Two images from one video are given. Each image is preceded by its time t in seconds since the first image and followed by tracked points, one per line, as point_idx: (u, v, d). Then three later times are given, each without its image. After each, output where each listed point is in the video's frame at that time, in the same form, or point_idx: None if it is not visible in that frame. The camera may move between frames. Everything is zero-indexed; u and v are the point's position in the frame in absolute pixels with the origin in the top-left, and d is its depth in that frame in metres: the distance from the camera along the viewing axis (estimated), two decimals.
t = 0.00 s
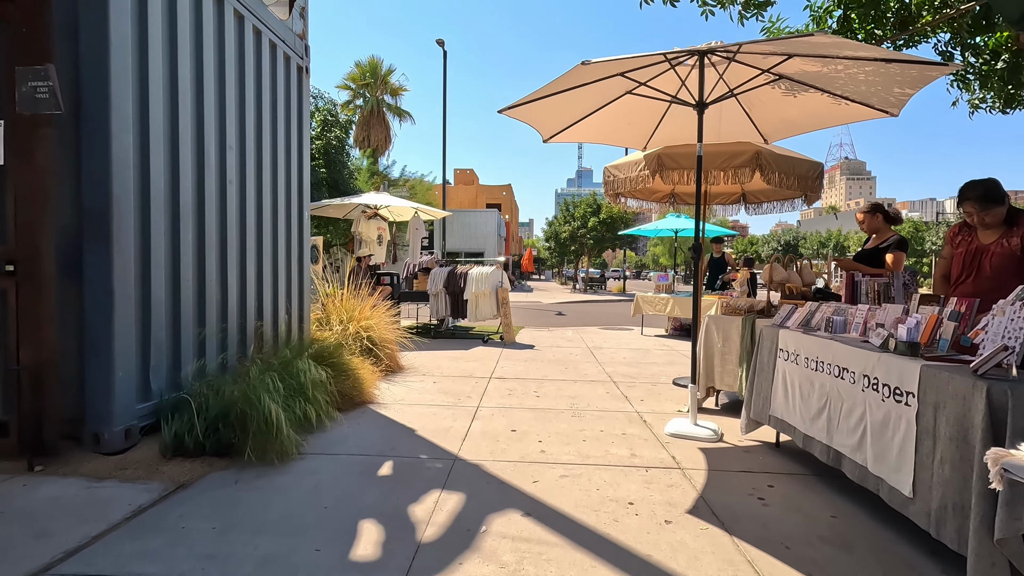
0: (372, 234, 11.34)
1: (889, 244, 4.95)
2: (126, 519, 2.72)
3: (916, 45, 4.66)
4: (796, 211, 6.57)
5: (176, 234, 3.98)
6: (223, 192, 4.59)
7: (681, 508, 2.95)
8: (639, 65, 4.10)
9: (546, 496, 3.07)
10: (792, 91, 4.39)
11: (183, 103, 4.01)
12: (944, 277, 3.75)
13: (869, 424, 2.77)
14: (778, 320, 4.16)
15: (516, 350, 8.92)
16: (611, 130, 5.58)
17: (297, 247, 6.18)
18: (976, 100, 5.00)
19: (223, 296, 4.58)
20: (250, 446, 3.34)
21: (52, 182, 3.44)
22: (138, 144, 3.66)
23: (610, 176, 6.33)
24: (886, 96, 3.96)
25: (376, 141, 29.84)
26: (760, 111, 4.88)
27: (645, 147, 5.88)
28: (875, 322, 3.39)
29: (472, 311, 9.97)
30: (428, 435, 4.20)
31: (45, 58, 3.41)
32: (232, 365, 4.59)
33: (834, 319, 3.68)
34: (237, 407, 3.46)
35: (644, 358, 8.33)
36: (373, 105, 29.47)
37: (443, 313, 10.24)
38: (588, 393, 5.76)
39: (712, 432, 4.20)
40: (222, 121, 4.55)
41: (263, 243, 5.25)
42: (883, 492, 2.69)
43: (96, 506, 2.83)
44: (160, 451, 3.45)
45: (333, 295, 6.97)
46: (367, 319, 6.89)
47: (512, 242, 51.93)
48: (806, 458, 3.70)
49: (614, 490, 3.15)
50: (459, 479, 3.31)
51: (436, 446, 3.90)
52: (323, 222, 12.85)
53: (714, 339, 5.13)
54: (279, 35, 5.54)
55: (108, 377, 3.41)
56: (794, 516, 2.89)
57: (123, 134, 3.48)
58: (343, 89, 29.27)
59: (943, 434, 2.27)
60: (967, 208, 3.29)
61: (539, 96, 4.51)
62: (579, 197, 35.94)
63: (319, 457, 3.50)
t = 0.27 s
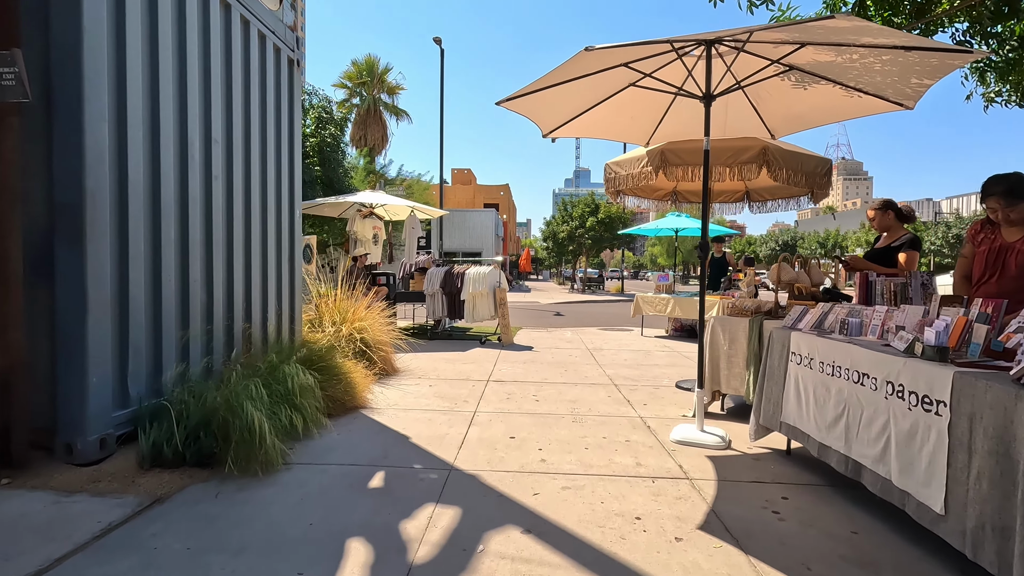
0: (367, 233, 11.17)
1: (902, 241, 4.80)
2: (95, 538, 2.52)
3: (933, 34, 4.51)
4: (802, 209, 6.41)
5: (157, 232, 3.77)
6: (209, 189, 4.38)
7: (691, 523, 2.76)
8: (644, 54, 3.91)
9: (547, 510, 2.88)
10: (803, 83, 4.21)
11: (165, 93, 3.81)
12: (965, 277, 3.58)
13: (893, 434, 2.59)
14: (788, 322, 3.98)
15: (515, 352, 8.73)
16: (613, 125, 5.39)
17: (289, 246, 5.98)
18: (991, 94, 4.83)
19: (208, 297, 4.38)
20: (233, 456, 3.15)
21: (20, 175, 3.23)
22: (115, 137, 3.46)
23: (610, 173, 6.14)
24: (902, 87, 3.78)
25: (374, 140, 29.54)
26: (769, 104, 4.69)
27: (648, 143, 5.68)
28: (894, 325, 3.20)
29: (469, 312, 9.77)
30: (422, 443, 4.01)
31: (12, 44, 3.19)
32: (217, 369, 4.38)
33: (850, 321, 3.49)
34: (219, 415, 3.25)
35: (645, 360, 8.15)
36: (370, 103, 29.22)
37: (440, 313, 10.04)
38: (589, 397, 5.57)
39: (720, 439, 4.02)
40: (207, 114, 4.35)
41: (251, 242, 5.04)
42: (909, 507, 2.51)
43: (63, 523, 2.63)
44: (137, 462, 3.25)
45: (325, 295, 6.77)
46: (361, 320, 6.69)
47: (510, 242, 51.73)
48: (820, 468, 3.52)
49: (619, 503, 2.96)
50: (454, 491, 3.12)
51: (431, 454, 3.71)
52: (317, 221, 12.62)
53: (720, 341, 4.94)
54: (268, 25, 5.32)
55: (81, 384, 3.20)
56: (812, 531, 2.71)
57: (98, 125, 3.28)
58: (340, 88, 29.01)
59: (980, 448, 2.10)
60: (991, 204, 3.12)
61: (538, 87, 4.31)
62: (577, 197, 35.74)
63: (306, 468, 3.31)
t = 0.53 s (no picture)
0: (360, 232, 10.92)
1: (912, 240, 4.67)
2: (55, 561, 2.31)
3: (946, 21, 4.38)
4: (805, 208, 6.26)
5: (132, 229, 3.56)
6: (190, 184, 4.17)
7: (701, 540, 2.58)
8: (647, 42, 3.74)
9: (547, 526, 2.70)
10: (811, 75, 4.05)
11: (141, 83, 3.59)
12: (984, 278, 3.42)
13: (916, 445, 2.42)
14: (797, 324, 3.81)
15: (510, 354, 8.55)
16: (613, 119, 5.21)
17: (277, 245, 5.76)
18: (1002, 88, 4.68)
19: (189, 298, 4.17)
20: (211, 468, 2.94)
21: None
22: (86, 127, 3.25)
23: (609, 170, 5.96)
24: (916, 78, 3.62)
25: (367, 139, 29.32)
26: (774, 98, 4.53)
27: (648, 138, 5.51)
28: (912, 327, 3.04)
29: (464, 312, 9.58)
30: (414, 451, 3.81)
31: None
32: (198, 374, 4.17)
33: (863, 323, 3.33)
34: (196, 425, 3.05)
35: (644, 362, 7.98)
36: (364, 102, 28.97)
37: (434, 314, 9.84)
38: (587, 400, 5.39)
39: (726, 447, 3.84)
40: (188, 105, 4.13)
41: (236, 240, 4.83)
42: (935, 524, 2.35)
43: (23, 543, 2.42)
44: (108, 474, 3.04)
45: (314, 296, 6.57)
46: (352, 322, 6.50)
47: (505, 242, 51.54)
48: (832, 477, 3.35)
49: (623, 518, 2.78)
50: (448, 505, 2.93)
51: (423, 464, 3.51)
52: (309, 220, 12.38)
53: (723, 343, 4.77)
54: (254, 15, 5.11)
55: (47, 391, 2.99)
56: (830, 549, 2.53)
57: (66, 114, 3.06)
58: (333, 86, 28.73)
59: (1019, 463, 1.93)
60: (1013, 200, 2.97)
61: (535, 77, 4.13)
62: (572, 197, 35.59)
63: (290, 480, 3.11)
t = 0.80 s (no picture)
0: (352, 231, 10.71)
1: (920, 240, 4.53)
2: None
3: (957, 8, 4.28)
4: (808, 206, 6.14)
5: (107, 226, 3.37)
6: (171, 179, 3.98)
7: (710, 556, 2.42)
8: (649, 31, 3.59)
9: (546, 542, 2.54)
10: (818, 67, 3.91)
11: (117, 72, 3.40)
12: (1001, 277, 3.27)
13: (939, 456, 2.27)
14: (805, 326, 3.66)
15: (506, 355, 8.38)
16: (612, 113, 5.06)
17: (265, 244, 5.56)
18: (1012, 83, 4.54)
19: (170, 299, 3.97)
20: (188, 480, 2.76)
21: None
22: (56, 118, 3.06)
23: (607, 167, 5.81)
24: (929, 70, 3.48)
25: (361, 137, 29.08)
26: (779, 92, 4.38)
27: (648, 134, 5.36)
28: (928, 330, 2.90)
29: (459, 313, 9.40)
30: (405, 459, 3.64)
31: None
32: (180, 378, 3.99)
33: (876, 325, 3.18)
34: (172, 433, 2.86)
35: (642, 363, 7.83)
36: (358, 100, 28.72)
37: (428, 315, 9.66)
38: (586, 404, 5.23)
39: (730, 454, 3.69)
40: (169, 97, 3.94)
41: (221, 238, 4.63)
42: (959, 540, 2.20)
43: None
44: (79, 486, 2.85)
45: (304, 297, 6.39)
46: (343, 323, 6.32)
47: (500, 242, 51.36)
48: (843, 486, 3.20)
49: (627, 533, 2.62)
50: (440, 519, 2.76)
51: (414, 474, 3.34)
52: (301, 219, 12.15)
53: (726, 346, 4.62)
54: (240, 4, 4.92)
55: (12, 398, 2.80)
56: (846, 566, 2.38)
57: (33, 103, 2.87)
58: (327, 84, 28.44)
59: None
60: None
61: (533, 68, 3.97)
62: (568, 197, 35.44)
63: (273, 492, 2.93)
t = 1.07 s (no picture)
0: (345, 230, 10.50)
1: (929, 239, 4.38)
2: None
3: None
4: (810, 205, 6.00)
5: (77, 223, 3.18)
6: (148, 175, 3.80)
7: None
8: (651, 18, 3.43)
9: (542, 561, 2.36)
10: (825, 59, 3.75)
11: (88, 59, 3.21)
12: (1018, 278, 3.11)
13: (963, 469, 2.12)
14: (812, 329, 3.49)
15: (501, 357, 8.20)
16: (610, 108, 4.89)
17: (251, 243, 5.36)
18: None
19: (147, 300, 3.78)
20: (158, 495, 2.58)
21: None
22: (19, 107, 2.87)
23: (605, 164, 5.64)
24: (943, 60, 3.33)
25: (356, 136, 28.85)
26: (783, 84, 4.23)
27: (647, 130, 5.20)
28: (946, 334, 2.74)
29: (453, 314, 9.22)
30: (394, 469, 3.46)
31: None
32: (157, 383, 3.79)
33: (889, 328, 3.01)
34: (141, 444, 2.68)
35: (640, 365, 7.67)
36: (353, 99, 28.48)
37: (422, 315, 9.47)
38: (583, 409, 5.06)
39: (735, 463, 3.53)
40: (147, 88, 3.75)
41: (203, 237, 4.44)
42: (985, 562, 2.04)
43: None
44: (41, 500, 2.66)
45: (292, 298, 6.21)
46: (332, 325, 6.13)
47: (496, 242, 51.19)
48: (854, 498, 3.05)
49: (628, 551, 2.45)
50: (429, 535, 2.59)
51: (403, 485, 3.17)
52: (293, 218, 11.93)
53: (729, 349, 4.46)
54: None
55: None
56: None
57: None
58: (322, 82, 28.22)
59: None
60: None
61: (529, 57, 3.80)
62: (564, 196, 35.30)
63: (250, 506, 2.75)
